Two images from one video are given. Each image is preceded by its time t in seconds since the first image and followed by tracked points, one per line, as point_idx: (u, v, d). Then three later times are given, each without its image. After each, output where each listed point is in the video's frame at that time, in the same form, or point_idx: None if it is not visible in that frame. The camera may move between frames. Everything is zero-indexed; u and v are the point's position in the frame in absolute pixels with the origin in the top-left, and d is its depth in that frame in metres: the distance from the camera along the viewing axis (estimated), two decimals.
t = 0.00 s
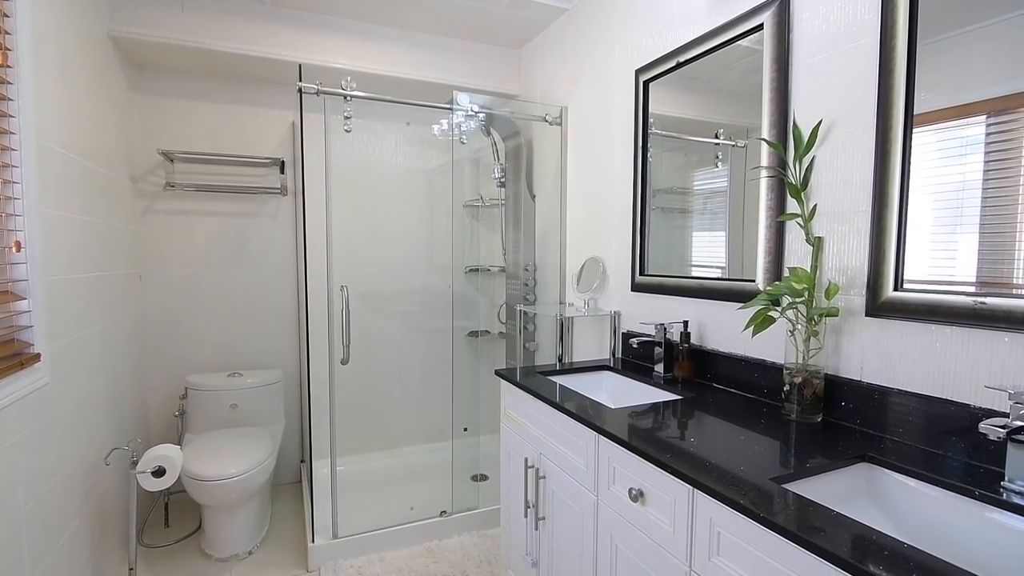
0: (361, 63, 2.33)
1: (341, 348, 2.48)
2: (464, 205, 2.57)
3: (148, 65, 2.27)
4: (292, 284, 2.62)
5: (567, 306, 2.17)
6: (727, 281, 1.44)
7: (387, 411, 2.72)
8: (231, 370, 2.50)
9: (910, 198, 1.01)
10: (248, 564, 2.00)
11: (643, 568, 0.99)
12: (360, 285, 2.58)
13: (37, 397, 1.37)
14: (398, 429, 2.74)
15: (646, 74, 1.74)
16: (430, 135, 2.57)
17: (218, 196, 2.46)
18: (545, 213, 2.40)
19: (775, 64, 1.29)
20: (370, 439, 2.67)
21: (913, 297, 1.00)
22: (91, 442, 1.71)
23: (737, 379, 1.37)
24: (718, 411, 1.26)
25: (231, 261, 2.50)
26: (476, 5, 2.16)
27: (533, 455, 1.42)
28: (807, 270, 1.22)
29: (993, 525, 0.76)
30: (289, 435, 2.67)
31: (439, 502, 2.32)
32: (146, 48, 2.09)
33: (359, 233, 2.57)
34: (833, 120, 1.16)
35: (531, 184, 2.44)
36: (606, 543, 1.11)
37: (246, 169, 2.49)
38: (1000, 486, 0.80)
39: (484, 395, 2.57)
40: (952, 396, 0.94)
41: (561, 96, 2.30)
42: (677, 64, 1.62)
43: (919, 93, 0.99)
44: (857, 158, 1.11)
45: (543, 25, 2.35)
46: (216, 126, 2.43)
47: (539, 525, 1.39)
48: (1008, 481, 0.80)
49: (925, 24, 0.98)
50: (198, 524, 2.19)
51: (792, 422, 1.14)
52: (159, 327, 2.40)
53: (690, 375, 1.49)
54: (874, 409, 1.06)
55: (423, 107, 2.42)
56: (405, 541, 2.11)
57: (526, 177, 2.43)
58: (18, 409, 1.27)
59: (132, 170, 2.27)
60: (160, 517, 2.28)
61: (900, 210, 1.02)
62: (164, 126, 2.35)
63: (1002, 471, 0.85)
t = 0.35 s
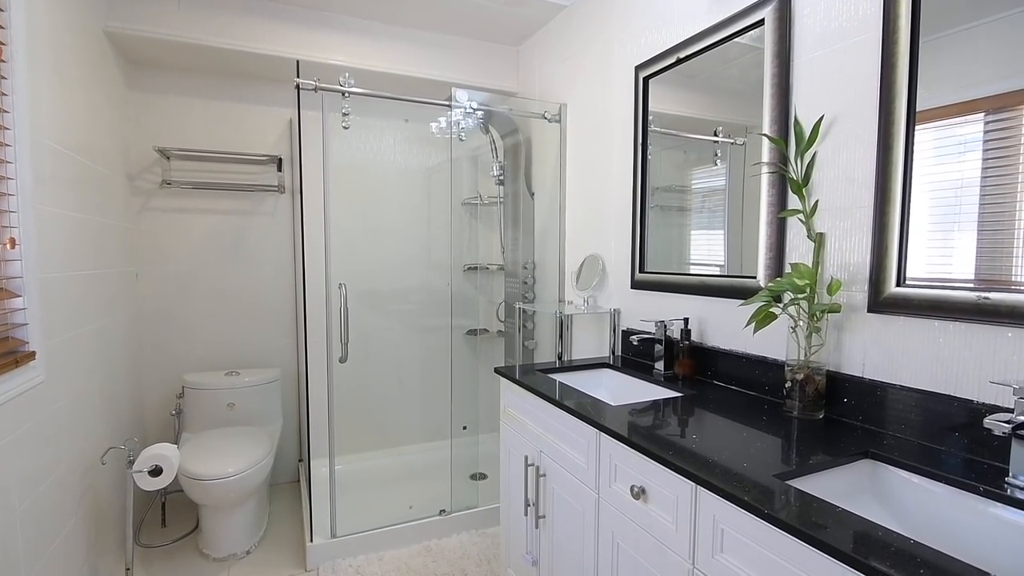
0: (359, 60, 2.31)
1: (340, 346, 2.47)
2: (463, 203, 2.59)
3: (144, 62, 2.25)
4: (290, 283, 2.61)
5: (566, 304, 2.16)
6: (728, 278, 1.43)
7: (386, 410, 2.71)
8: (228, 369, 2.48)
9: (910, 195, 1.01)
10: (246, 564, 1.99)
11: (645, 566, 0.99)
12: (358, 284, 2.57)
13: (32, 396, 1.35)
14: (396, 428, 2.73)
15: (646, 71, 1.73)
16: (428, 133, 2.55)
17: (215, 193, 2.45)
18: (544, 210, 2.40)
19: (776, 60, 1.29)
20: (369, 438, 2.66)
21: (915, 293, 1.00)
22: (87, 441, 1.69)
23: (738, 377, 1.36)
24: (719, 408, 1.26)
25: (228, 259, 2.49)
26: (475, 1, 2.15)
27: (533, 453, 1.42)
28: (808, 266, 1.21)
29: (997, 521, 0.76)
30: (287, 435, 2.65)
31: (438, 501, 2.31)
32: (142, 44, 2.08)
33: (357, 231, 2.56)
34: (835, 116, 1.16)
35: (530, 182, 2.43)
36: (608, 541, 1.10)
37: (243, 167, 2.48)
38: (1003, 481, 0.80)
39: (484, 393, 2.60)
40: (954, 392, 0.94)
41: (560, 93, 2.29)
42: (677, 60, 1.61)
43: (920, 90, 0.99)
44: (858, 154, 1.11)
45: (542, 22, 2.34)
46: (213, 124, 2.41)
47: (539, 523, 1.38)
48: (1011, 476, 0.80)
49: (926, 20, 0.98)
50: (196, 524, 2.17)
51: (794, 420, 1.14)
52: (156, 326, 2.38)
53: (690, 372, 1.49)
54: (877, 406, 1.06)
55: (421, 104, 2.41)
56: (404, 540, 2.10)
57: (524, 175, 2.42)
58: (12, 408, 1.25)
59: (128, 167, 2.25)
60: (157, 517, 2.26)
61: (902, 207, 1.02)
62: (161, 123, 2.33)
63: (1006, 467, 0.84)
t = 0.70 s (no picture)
0: (358, 56, 2.30)
1: (338, 345, 2.45)
2: (463, 200, 2.63)
3: (141, 58, 2.23)
4: (288, 281, 2.59)
5: (566, 302, 2.15)
6: (729, 275, 1.42)
7: (385, 409, 2.69)
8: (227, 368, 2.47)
9: (914, 192, 1.00)
10: (245, 564, 1.97)
11: (648, 566, 0.98)
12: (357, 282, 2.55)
13: (27, 394, 1.34)
14: (395, 426, 2.71)
15: (648, 67, 1.71)
16: (426, 130, 2.55)
17: (213, 191, 2.43)
18: (543, 208, 2.38)
19: (779, 55, 1.27)
20: (368, 437, 2.65)
21: (921, 289, 0.99)
22: (83, 440, 1.68)
23: (740, 374, 1.36)
24: (721, 406, 1.25)
25: (226, 257, 2.47)
26: None
27: (534, 451, 1.41)
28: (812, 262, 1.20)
29: (1005, 519, 0.76)
30: (285, 434, 2.64)
31: (437, 501, 2.29)
32: (138, 39, 2.06)
33: (356, 229, 2.53)
34: (838, 112, 1.15)
35: (529, 180, 2.42)
36: (610, 541, 1.09)
37: (241, 164, 2.46)
38: (1011, 479, 0.80)
39: (484, 392, 2.63)
40: (960, 389, 0.94)
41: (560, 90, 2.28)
42: (680, 56, 1.60)
43: (925, 86, 0.98)
44: (862, 151, 1.10)
45: (541, 19, 2.32)
46: (211, 120, 2.39)
47: (540, 522, 1.37)
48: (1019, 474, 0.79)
49: (932, 15, 0.97)
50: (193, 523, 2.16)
51: (797, 417, 1.13)
52: (153, 324, 2.37)
53: (691, 370, 1.48)
54: (881, 403, 1.05)
55: (420, 101, 2.39)
56: (403, 539, 2.09)
57: (524, 173, 2.41)
58: (7, 406, 1.24)
59: (125, 164, 2.23)
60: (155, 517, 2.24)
61: (907, 203, 1.01)
62: (157, 120, 2.31)
63: (1013, 465, 0.84)
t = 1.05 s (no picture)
0: (358, 50, 2.26)
1: (338, 343, 2.42)
2: (464, 197, 2.55)
3: (137, 51, 2.19)
4: (288, 278, 2.56)
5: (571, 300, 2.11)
6: (740, 271, 1.39)
7: (386, 408, 2.66)
8: (226, 366, 2.43)
9: (936, 184, 0.97)
10: (244, 566, 1.94)
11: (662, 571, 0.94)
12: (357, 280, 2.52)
13: (19, 393, 1.30)
14: (396, 426, 2.68)
15: (656, 59, 1.67)
16: (427, 125, 2.52)
17: (211, 187, 2.39)
18: (546, 204, 2.34)
19: (793, 46, 1.24)
20: (369, 436, 2.61)
21: (941, 285, 0.96)
22: (78, 441, 1.64)
23: (752, 373, 1.32)
24: (734, 406, 1.22)
25: (224, 254, 2.43)
26: None
27: (540, 452, 1.37)
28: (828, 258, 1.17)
29: None
30: (285, 434, 2.61)
31: (439, 502, 2.26)
32: (135, 32, 2.02)
33: (356, 225, 2.50)
34: (855, 102, 1.12)
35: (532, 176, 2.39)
36: (622, 544, 1.05)
37: (240, 159, 2.42)
38: None
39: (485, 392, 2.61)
40: (985, 389, 0.91)
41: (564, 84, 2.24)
42: (689, 47, 1.56)
43: (949, 75, 0.95)
44: (880, 143, 1.07)
45: (545, 12, 2.29)
46: (209, 115, 2.35)
47: (547, 525, 1.34)
48: None
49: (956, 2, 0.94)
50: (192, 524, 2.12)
51: (813, 417, 1.10)
52: (150, 322, 2.33)
53: (701, 369, 1.45)
54: (901, 403, 1.02)
55: (422, 96, 2.35)
56: (404, 541, 2.05)
57: (526, 170, 2.38)
58: None
59: (121, 159, 2.19)
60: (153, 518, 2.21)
61: (928, 196, 0.98)
62: (154, 114, 2.27)
63: None
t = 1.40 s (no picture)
0: (362, 39, 2.19)
1: (342, 342, 2.35)
2: (469, 191, 2.55)
3: (134, 40, 2.12)
4: (290, 275, 2.49)
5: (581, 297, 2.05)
6: (765, 266, 1.32)
7: (390, 409, 2.60)
8: (225, 366, 2.37)
9: (989, 170, 0.90)
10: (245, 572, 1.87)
11: None
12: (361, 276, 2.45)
13: (8, 394, 1.23)
14: (400, 427, 2.62)
15: (674, 46, 1.61)
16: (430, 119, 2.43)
17: (210, 181, 2.32)
18: (555, 198, 2.28)
19: (825, 28, 1.17)
20: (372, 437, 2.55)
21: (993, 279, 0.90)
22: (72, 444, 1.58)
23: (779, 373, 1.26)
24: (763, 408, 1.15)
25: (223, 250, 2.36)
26: None
27: (555, 456, 1.31)
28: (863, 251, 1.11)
29: None
30: (286, 435, 2.54)
31: (445, 505, 2.19)
32: (131, 19, 1.95)
33: (361, 220, 2.42)
34: (895, 85, 1.05)
35: (541, 170, 2.32)
36: (648, 556, 0.99)
37: (240, 152, 2.35)
38: None
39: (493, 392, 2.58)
40: None
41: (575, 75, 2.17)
42: (710, 32, 1.49)
43: (1004, 52, 0.88)
44: (924, 128, 1.00)
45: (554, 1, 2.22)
46: (208, 107, 2.28)
47: (564, 533, 1.27)
48: None
49: None
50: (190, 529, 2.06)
51: (850, 420, 1.03)
52: (147, 320, 2.27)
53: (724, 369, 1.38)
54: (947, 406, 0.96)
55: (427, 88, 2.29)
56: (410, 546, 1.99)
57: (535, 164, 2.32)
58: None
59: (117, 152, 2.13)
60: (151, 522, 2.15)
61: (979, 183, 0.92)
62: (152, 106, 2.20)
63: None
